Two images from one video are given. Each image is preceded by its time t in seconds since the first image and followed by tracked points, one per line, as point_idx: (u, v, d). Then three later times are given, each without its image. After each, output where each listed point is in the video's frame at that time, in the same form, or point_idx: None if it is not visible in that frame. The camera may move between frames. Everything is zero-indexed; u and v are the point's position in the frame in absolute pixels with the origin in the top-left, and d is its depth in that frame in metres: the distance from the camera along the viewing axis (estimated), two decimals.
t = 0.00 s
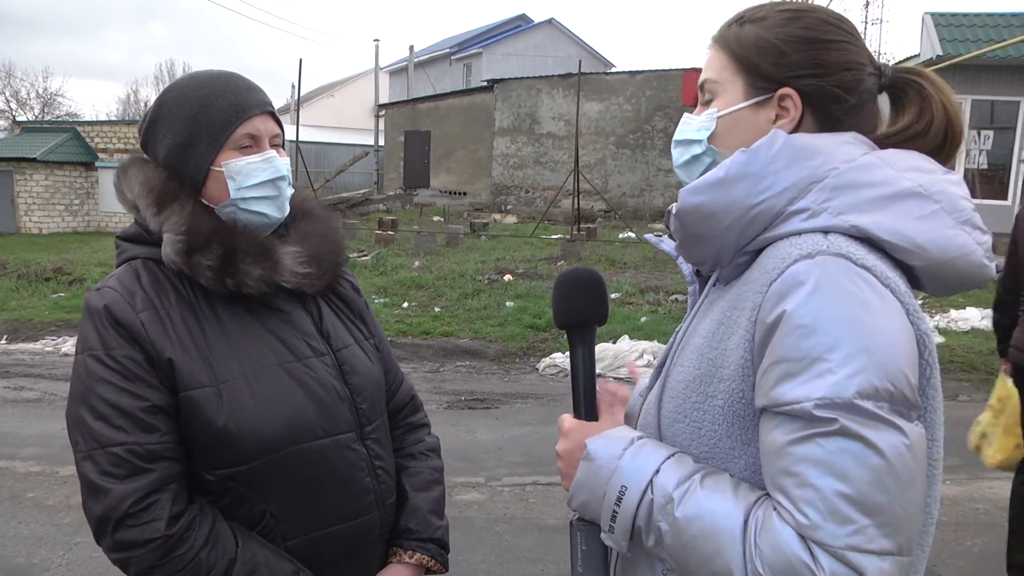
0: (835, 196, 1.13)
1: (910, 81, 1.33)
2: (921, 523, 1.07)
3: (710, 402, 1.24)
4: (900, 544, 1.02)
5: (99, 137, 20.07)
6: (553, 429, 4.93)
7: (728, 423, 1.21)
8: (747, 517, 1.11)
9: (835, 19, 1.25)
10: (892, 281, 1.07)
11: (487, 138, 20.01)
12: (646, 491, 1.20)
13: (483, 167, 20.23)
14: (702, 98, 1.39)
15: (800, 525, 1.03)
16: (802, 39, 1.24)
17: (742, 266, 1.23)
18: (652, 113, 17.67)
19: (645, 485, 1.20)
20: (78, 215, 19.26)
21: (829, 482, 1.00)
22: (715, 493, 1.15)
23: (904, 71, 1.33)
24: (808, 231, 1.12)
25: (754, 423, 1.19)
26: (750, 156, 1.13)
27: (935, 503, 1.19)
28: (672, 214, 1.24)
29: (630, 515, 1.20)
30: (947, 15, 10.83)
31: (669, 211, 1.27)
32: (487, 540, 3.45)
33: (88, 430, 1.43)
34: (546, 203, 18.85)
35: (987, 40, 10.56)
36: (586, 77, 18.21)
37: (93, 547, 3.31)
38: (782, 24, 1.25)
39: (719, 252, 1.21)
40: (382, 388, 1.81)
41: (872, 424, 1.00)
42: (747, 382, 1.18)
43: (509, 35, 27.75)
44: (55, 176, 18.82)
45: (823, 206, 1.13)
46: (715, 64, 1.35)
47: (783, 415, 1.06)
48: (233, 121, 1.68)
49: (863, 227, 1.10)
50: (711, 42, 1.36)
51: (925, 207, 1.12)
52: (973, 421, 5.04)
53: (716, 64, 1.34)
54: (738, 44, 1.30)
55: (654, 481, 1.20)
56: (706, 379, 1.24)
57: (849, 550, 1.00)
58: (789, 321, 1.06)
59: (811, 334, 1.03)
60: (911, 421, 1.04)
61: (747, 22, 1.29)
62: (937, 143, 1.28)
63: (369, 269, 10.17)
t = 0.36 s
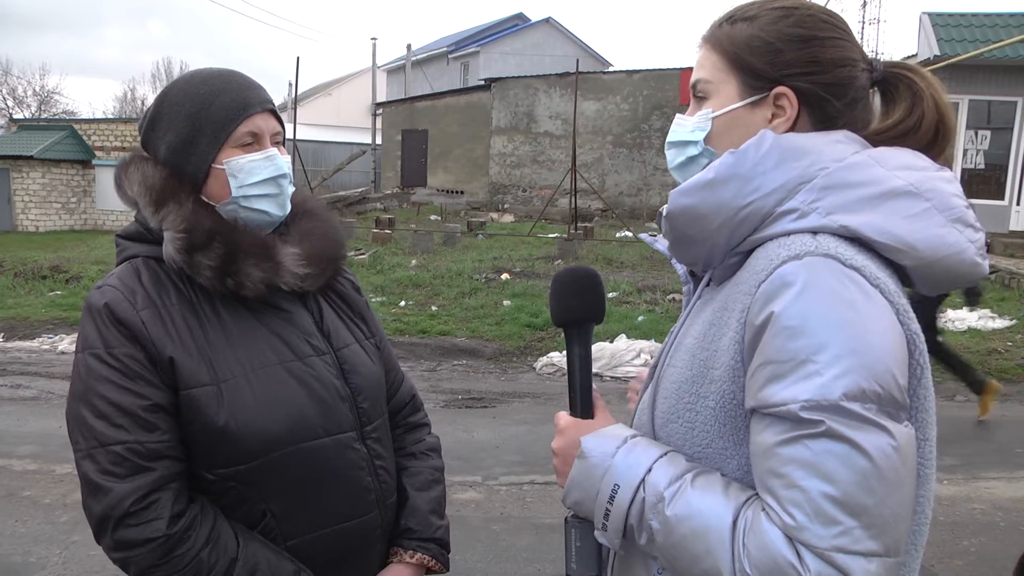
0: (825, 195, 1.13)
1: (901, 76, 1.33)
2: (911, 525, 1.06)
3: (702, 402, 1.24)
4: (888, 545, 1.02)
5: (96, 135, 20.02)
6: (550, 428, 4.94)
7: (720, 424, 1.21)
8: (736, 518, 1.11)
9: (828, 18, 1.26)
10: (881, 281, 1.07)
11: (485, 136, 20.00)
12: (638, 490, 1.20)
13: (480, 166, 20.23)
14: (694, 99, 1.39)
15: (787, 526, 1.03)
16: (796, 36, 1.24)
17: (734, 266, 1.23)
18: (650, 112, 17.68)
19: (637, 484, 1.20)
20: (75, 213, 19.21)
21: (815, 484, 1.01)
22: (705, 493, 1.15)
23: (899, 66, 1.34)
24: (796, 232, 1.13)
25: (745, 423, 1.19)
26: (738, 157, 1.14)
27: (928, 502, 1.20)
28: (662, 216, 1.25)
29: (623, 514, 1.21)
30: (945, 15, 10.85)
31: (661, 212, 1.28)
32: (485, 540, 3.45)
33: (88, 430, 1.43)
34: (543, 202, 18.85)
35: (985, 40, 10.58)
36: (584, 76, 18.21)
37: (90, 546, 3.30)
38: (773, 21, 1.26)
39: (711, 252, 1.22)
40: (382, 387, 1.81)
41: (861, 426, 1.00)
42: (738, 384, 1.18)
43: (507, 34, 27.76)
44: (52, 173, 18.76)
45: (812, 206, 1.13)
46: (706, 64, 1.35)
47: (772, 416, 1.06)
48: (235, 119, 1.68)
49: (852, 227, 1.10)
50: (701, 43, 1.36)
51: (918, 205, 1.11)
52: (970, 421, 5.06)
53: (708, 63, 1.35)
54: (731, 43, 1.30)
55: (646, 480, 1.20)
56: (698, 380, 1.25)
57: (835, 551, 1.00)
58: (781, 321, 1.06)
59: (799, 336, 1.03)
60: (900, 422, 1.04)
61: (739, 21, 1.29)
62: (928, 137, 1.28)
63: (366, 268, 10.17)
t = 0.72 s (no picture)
0: (815, 197, 1.14)
1: (894, 73, 1.33)
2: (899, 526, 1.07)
3: (693, 404, 1.25)
4: (876, 549, 1.03)
5: (93, 132, 20.01)
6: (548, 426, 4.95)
7: (712, 425, 1.22)
8: (726, 520, 1.12)
9: (819, 15, 1.27)
10: (871, 282, 1.08)
11: (483, 135, 20.00)
12: (629, 491, 1.21)
13: (478, 164, 20.23)
14: (681, 95, 1.40)
15: (776, 529, 1.04)
16: (782, 32, 1.24)
17: (726, 266, 1.24)
18: (648, 111, 17.69)
19: (628, 486, 1.21)
20: (72, 211, 19.18)
21: (804, 488, 1.02)
22: (696, 494, 1.15)
23: (891, 63, 1.34)
24: (787, 234, 1.14)
25: (737, 425, 1.20)
26: (729, 158, 1.14)
27: (918, 501, 1.20)
28: (653, 218, 1.26)
29: (614, 516, 1.21)
30: (943, 14, 10.87)
31: (651, 214, 1.28)
32: (483, 538, 3.46)
33: (89, 427, 1.43)
34: (541, 200, 18.85)
35: (983, 39, 10.60)
36: (582, 74, 18.20)
37: (88, 543, 3.30)
38: (759, 18, 1.26)
39: (702, 253, 1.23)
40: (381, 384, 1.82)
41: (851, 429, 1.01)
42: (730, 385, 1.19)
43: (505, 32, 27.75)
44: (49, 171, 18.71)
45: (803, 208, 1.14)
46: (694, 61, 1.36)
47: (762, 419, 1.07)
48: (234, 116, 1.68)
49: (843, 228, 1.11)
50: (689, 40, 1.37)
51: (908, 205, 1.12)
52: (967, 420, 5.08)
53: (694, 60, 1.36)
54: (716, 41, 1.31)
55: (637, 481, 1.21)
56: (689, 383, 1.26)
57: (823, 555, 1.01)
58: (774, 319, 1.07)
59: (790, 339, 1.04)
60: (890, 425, 1.05)
61: (725, 17, 1.30)
62: (920, 137, 1.29)
63: (363, 266, 10.16)
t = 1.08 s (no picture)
0: (809, 191, 1.13)
1: (882, 81, 1.34)
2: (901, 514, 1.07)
3: (691, 401, 1.24)
4: (880, 535, 1.02)
5: (93, 132, 20.02)
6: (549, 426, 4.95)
7: (710, 422, 1.22)
8: (728, 513, 1.11)
9: (814, 19, 1.26)
10: (866, 273, 1.08)
11: (483, 134, 20.00)
12: (629, 489, 1.20)
13: (478, 163, 20.22)
14: (675, 92, 1.39)
15: (779, 518, 1.04)
16: (780, 36, 1.24)
17: (719, 264, 1.24)
18: (648, 110, 17.69)
19: (628, 484, 1.21)
20: (73, 210, 19.18)
21: (807, 476, 1.01)
22: (697, 490, 1.15)
23: (878, 70, 1.34)
24: (782, 228, 1.13)
25: (736, 420, 1.20)
26: (722, 155, 1.14)
27: (915, 492, 1.21)
28: (646, 217, 1.25)
29: (615, 514, 1.21)
30: (943, 13, 10.87)
31: (644, 213, 1.28)
32: (484, 537, 3.46)
33: (87, 427, 1.43)
34: (541, 200, 18.84)
35: (983, 38, 10.60)
36: (582, 74, 18.20)
37: (88, 543, 3.30)
38: (758, 20, 1.26)
39: (696, 251, 1.22)
40: (378, 384, 1.81)
41: (850, 416, 1.01)
42: (728, 380, 1.18)
43: (505, 31, 27.74)
44: (49, 171, 18.68)
45: (798, 202, 1.13)
46: (690, 58, 1.35)
47: (762, 410, 1.07)
48: (233, 117, 1.68)
49: (837, 221, 1.11)
50: (685, 35, 1.35)
51: (898, 198, 1.12)
52: (968, 419, 5.07)
53: (692, 57, 1.34)
54: (716, 40, 1.29)
55: (637, 479, 1.20)
56: (686, 379, 1.25)
57: (829, 542, 1.01)
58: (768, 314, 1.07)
59: (788, 330, 1.04)
60: (890, 414, 1.05)
61: (725, 16, 1.29)
62: (908, 146, 1.30)
63: (364, 265, 10.17)
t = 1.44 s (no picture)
0: (806, 191, 1.13)
1: (873, 70, 1.33)
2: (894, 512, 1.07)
3: (689, 399, 1.24)
4: (872, 533, 1.02)
5: (94, 133, 20.05)
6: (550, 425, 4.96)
7: (707, 420, 1.22)
8: (722, 510, 1.11)
9: (799, 14, 1.26)
10: (861, 271, 1.08)
11: (484, 134, 20.00)
12: (626, 486, 1.20)
13: (479, 163, 20.22)
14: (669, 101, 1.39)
15: (772, 515, 1.04)
16: (768, 35, 1.24)
17: (718, 264, 1.23)
18: (648, 110, 17.69)
19: (625, 481, 1.21)
20: (74, 211, 19.19)
21: (799, 473, 1.01)
22: (692, 488, 1.15)
23: (865, 60, 1.34)
24: (779, 227, 1.13)
25: (733, 419, 1.20)
26: (719, 155, 1.14)
27: (910, 492, 1.20)
28: (644, 217, 1.25)
29: (612, 510, 1.21)
30: (943, 12, 10.87)
31: (643, 213, 1.28)
32: (485, 537, 3.46)
33: (82, 427, 1.43)
34: (542, 200, 18.84)
35: (983, 37, 10.59)
36: (583, 73, 18.20)
37: (90, 544, 3.30)
38: (743, 23, 1.26)
39: (694, 251, 1.22)
40: (372, 383, 1.82)
41: (842, 414, 1.01)
42: (725, 379, 1.18)
43: (505, 32, 27.76)
44: (50, 172, 18.70)
45: (794, 202, 1.13)
46: (680, 67, 1.34)
47: (756, 408, 1.07)
48: (224, 119, 1.68)
49: (834, 221, 1.11)
50: (672, 46, 1.36)
51: (897, 198, 1.12)
52: (969, 418, 5.07)
53: (681, 66, 1.34)
54: (702, 46, 1.30)
55: (635, 476, 1.21)
56: (684, 378, 1.25)
57: (820, 539, 1.01)
58: (761, 313, 1.07)
59: (781, 328, 1.04)
60: (883, 412, 1.04)
61: (709, 22, 1.29)
62: (902, 131, 1.29)
63: (364, 265, 10.18)
